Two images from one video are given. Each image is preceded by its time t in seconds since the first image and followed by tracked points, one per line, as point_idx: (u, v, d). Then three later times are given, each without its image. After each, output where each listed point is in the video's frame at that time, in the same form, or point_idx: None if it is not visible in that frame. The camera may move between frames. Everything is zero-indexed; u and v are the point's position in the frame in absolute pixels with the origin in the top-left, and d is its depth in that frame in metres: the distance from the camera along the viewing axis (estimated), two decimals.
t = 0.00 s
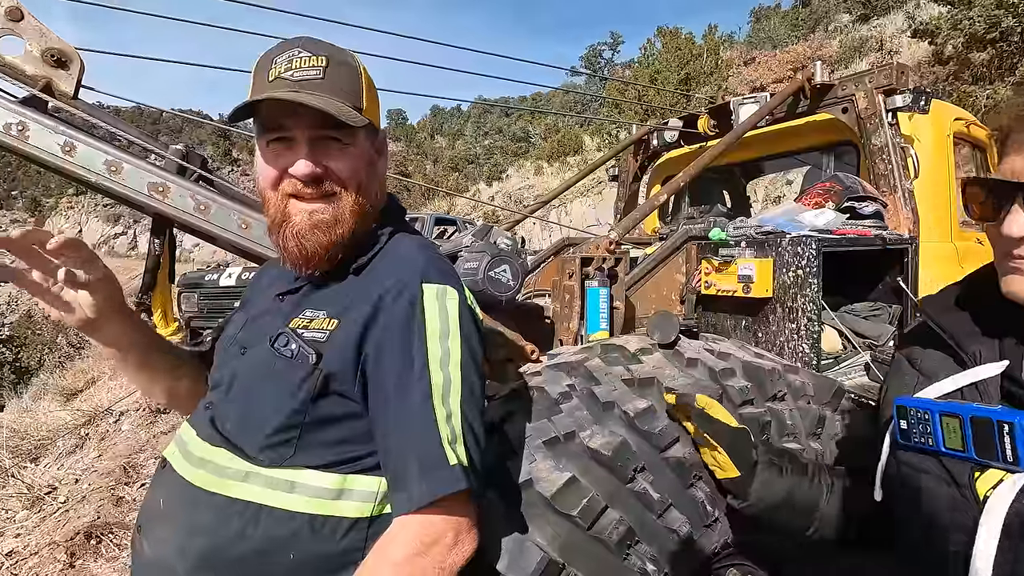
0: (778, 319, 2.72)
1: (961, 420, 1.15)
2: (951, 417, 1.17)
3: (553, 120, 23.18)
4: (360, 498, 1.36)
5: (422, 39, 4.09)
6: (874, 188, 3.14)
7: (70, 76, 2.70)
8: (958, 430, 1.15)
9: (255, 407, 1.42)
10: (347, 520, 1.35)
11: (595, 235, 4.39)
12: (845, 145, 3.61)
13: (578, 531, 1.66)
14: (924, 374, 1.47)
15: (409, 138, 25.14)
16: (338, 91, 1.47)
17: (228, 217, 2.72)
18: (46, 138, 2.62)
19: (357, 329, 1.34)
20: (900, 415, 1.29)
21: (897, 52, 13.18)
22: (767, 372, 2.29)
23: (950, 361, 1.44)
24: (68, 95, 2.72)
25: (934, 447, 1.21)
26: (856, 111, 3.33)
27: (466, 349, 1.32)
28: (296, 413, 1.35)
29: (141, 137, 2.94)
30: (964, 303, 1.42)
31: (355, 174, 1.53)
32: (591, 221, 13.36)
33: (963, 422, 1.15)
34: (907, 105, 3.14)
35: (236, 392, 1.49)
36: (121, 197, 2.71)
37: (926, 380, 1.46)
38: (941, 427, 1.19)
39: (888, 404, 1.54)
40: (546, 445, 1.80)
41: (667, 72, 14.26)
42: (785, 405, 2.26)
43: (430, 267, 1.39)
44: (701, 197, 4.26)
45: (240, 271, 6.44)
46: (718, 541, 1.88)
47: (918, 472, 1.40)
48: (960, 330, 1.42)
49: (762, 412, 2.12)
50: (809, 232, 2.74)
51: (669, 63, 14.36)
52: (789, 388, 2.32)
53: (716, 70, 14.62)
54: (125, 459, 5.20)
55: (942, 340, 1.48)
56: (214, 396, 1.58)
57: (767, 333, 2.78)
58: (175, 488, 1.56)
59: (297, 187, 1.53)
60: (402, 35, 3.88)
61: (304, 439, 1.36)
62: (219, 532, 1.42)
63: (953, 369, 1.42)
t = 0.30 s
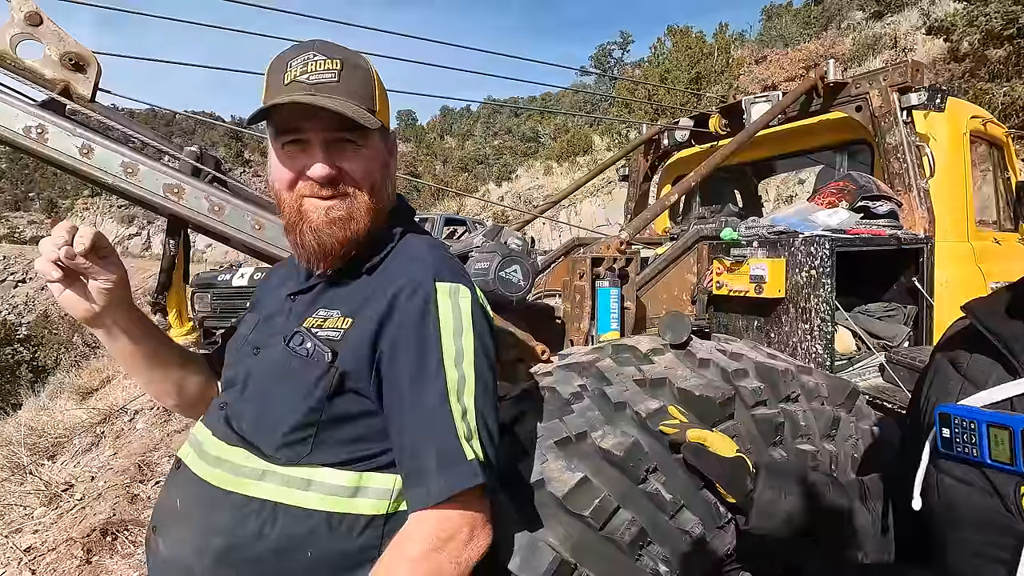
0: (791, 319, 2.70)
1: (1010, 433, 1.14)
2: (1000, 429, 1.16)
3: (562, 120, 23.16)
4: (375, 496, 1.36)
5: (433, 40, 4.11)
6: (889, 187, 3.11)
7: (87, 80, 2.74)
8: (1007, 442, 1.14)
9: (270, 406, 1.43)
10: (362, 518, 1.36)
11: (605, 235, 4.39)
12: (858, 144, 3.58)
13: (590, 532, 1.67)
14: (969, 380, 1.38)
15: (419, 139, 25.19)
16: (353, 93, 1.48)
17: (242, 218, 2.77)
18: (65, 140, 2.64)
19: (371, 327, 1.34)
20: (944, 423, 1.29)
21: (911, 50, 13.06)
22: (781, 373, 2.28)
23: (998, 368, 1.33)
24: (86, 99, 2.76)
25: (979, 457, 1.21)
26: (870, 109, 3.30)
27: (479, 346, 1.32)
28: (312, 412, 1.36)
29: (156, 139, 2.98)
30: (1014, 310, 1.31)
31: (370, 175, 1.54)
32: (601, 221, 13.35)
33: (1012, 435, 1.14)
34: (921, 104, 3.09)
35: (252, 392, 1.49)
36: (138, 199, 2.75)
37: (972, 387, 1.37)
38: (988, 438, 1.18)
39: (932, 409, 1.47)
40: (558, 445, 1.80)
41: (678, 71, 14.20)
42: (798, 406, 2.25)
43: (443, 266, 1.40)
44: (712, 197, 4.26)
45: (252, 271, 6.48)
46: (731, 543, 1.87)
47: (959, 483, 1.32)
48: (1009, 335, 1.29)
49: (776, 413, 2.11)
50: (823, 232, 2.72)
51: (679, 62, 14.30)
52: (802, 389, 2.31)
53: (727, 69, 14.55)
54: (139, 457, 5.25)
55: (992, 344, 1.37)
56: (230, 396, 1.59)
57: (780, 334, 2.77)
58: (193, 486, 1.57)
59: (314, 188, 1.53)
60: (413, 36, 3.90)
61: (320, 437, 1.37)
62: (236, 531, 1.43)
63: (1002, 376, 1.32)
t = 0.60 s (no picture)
0: (803, 319, 2.69)
1: None
2: None
3: (571, 119, 23.13)
4: (385, 495, 1.36)
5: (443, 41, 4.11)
6: (902, 186, 3.09)
7: (102, 83, 2.74)
8: None
9: (282, 406, 1.43)
10: (373, 517, 1.36)
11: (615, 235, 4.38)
12: (872, 143, 3.55)
13: (600, 532, 1.66)
14: (1009, 385, 1.40)
15: (428, 139, 25.23)
16: (361, 95, 1.48)
17: (254, 218, 2.80)
18: (80, 143, 2.67)
19: (380, 327, 1.34)
20: (984, 431, 1.31)
21: (924, 47, 12.96)
22: (793, 374, 2.26)
23: None
24: (101, 100, 2.77)
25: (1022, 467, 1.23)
26: (883, 107, 3.27)
27: (489, 346, 1.32)
28: (322, 411, 1.36)
29: (169, 140, 3.01)
30: None
31: (376, 176, 1.54)
32: (610, 221, 13.33)
33: None
34: (936, 102, 3.09)
35: (264, 392, 1.50)
36: (152, 200, 2.77)
37: (1011, 393, 1.39)
38: None
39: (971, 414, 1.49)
40: (568, 446, 1.79)
41: (687, 69, 14.15)
42: (810, 407, 2.24)
43: (451, 266, 1.40)
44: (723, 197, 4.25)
45: (263, 271, 6.50)
46: (744, 545, 1.86)
47: (1001, 494, 1.36)
48: None
49: (788, 414, 2.10)
50: (836, 232, 2.70)
51: (689, 60, 14.25)
52: (815, 390, 2.29)
53: (737, 68, 14.47)
54: (153, 456, 5.29)
55: None
56: (242, 397, 1.60)
57: (793, 334, 2.76)
58: (206, 484, 1.58)
59: (321, 187, 1.54)
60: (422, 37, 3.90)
61: (331, 436, 1.37)
62: (248, 530, 1.44)
63: None
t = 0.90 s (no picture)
0: (813, 320, 2.67)
1: None
2: None
3: (579, 119, 23.10)
4: (392, 496, 1.36)
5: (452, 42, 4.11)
6: (914, 185, 3.07)
7: (115, 86, 2.72)
8: None
9: (289, 406, 1.43)
10: (379, 517, 1.36)
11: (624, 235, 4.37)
12: (883, 142, 3.52)
13: (608, 534, 1.65)
14: None
15: (436, 139, 25.25)
16: (348, 98, 1.46)
17: (264, 220, 2.83)
18: (94, 145, 2.71)
19: (384, 329, 1.34)
20: (993, 443, 1.31)
21: (936, 45, 12.86)
22: (803, 375, 2.24)
23: None
24: (114, 104, 2.78)
25: None
26: (894, 106, 3.24)
27: (493, 347, 1.31)
28: (328, 413, 1.36)
29: (180, 143, 3.02)
30: None
31: (364, 180, 1.50)
32: (619, 221, 13.31)
33: None
34: (948, 100, 3.05)
35: (273, 392, 1.50)
36: (164, 202, 2.82)
37: None
38: None
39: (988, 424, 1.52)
40: (576, 446, 1.79)
41: (696, 69, 14.11)
42: (821, 409, 2.22)
43: (456, 268, 1.39)
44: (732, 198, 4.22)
45: (272, 272, 6.52)
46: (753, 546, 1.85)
47: (1017, 505, 1.40)
48: None
49: (798, 416, 2.08)
50: (846, 233, 2.68)
51: (698, 59, 14.20)
52: (825, 392, 2.27)
53: (746, 67, 14.40)
54: (164, 454, 5.31)
55: None
56: (252, 397, 1.60)
57: (802, 335, 2.74)
58: (217, 482, 1.58)
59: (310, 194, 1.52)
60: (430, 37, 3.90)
61: (337, 437, 1.37)
62: (256, 529, 1.44)
63: None
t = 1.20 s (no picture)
0: (823, 320, 2.65)
1: None
2: None
3: (586, 119, 23.07)
4: (401, 497, 1.36)
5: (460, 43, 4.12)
6: (926, 184, 3.05)
7: (126, 88, 2.76)
8: None
9: (303, 406, 1.44)
10: (389, 518, 1.36)
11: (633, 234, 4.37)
12: (895, 140, 3.50)
13: (618, 534, 1.66)
14: None
15: (443, 139, 25.29)
16: (317, 110, 1.47)
17: (274, 221, 2.89)
18: (107, 147, 2.73)
19: (398, 333, 1.34)
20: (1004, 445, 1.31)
21: (948, 43, 12.76)
22: (814, 375, 2.23)
23: None
24: (127, 106, 2.80)
25: None
26: (906, 104, 3.22)
27: (510, 353, 1.32)
28: (341, 414, 1.36)
29: (191, 144, 3.02)
30: None
31: (337, 189, 1.50)
32: (626, 220, 13.30)
33: None
34: (961, 98, 3.02)
35: (286, 391, 1.50)
36: (175, 203, 2.87)
37: None
38: None
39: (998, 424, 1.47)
40: (586, 447, 1.78)
41: (704, 68, 14.08)
42: (832, 409, 2.22)
43: (471, 273, 1.39)
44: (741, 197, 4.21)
45: (282, 272, 6.55)
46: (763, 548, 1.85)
47: None
48: None
49: (809, 417, 2.07)
50: (858, 232, 2.66)
51: (706, 58, 14.17)
52: (837, 392, 2.26)
53: (754, 66, 14.36)
54: (175, 453, 5.34)
55: None
56: (264, 395, 1.61)
57: (813, 335, 2.72)
58: (228, 480, 1.59)
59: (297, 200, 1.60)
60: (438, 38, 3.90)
61: (349, 437, 1.37)
62: (266, 529, 1.45)
63: None
